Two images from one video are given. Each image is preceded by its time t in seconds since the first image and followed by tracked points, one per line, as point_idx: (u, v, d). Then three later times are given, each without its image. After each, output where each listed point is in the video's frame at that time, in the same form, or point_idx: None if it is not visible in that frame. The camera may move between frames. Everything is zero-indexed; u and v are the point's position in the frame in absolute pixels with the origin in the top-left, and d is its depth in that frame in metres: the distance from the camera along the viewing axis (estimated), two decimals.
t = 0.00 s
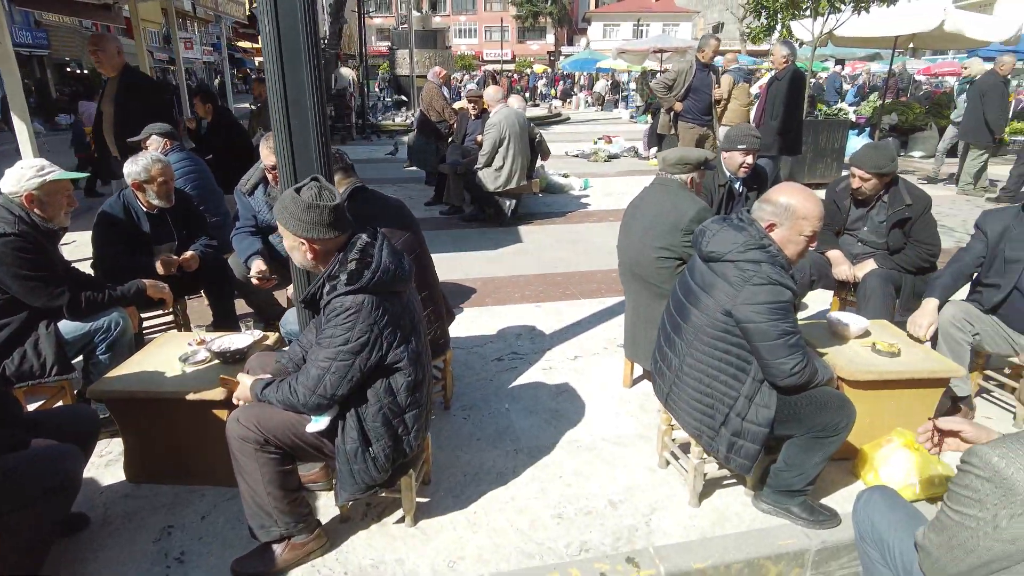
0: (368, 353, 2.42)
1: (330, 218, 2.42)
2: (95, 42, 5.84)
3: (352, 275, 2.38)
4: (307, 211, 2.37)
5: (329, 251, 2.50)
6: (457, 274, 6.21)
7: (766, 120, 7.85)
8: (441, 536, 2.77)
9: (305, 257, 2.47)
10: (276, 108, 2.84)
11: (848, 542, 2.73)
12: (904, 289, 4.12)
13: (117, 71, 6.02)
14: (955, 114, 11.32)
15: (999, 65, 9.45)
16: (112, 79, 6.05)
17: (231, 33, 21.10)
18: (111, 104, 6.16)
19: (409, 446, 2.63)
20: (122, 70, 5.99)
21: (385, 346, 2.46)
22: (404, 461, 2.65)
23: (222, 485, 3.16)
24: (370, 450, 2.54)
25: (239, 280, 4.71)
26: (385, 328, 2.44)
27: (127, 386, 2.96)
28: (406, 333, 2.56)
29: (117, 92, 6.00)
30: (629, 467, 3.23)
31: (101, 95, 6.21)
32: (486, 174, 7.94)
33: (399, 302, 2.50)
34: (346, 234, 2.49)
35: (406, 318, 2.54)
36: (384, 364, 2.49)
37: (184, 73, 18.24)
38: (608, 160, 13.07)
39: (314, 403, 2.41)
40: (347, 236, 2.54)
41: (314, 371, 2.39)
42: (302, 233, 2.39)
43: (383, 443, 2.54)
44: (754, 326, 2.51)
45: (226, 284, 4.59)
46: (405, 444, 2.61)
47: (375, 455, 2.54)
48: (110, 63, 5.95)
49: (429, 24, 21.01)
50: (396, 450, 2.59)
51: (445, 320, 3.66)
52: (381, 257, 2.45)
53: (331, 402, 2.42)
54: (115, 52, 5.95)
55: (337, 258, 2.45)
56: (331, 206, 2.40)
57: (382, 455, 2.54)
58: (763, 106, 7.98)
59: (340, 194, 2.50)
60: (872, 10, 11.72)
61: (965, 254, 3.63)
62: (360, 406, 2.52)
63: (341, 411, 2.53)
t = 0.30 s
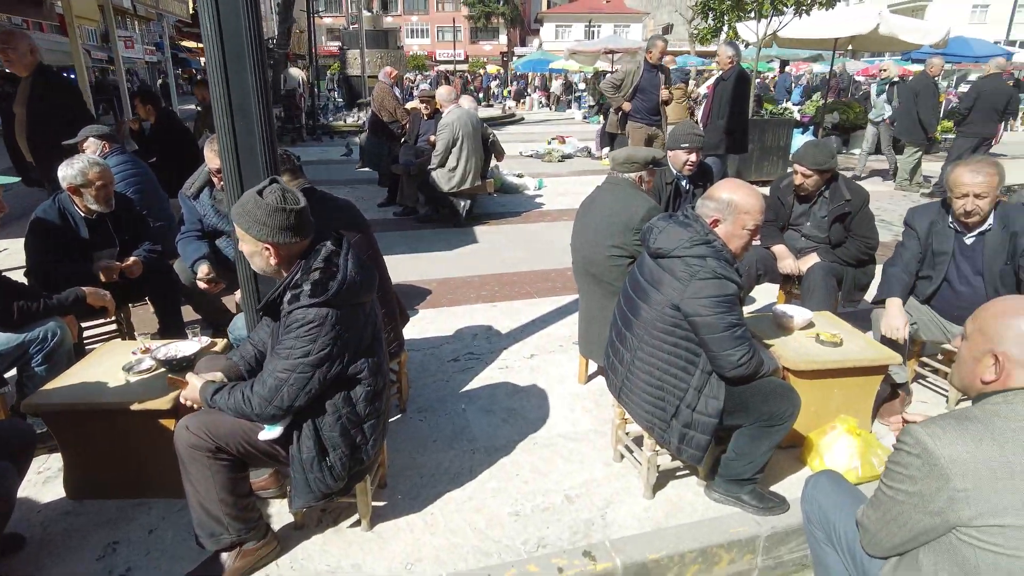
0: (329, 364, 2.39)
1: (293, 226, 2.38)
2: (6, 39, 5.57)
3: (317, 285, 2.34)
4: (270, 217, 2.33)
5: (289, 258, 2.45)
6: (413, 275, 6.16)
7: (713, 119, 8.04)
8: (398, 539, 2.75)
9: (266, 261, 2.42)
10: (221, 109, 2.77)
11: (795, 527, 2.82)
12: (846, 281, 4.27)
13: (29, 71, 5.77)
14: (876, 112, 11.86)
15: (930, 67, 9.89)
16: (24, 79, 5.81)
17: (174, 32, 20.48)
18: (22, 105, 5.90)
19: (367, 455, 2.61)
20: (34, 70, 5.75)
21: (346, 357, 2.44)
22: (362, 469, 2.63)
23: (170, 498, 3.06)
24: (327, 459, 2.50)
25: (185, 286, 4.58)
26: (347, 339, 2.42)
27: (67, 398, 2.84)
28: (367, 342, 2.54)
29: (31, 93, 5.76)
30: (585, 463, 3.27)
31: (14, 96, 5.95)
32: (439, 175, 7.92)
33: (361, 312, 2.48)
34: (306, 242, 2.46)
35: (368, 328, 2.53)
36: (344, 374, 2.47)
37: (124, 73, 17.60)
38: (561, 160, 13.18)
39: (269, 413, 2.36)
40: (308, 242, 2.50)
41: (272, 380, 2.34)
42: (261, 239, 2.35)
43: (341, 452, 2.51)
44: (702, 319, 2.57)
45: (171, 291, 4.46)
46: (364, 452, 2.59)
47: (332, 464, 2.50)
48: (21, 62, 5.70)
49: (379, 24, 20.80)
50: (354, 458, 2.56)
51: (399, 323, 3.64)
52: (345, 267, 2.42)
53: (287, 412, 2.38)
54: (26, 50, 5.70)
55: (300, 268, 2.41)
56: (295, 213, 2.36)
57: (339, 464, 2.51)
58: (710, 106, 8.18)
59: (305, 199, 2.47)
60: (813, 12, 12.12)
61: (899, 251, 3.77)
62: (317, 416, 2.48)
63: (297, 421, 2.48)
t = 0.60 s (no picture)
0: (280, 374, 2.33)
1: (240, 232, 2.31)
2: None
3: (268, 294, 2.28)
4: (216, 223, 2.26)
5: (237, 265, 2.38)
6: (361, 278, 6.07)
7: (655, 118, 8.20)
8: (352, 545, 2.70)
9: (214, 266, 2.33)
10: (156, 109, 2.66)
11: (744, 513, 2.90)
12: (785, 274, 4.42)
13: None
14: (797, 109, 12.32)
15: (859, 67, 10.35)
16: None
17: (102, 31, 19.62)
18: None
19: (319, 464, 2.55)
20: None
21: (297, 366, 2.38)
22: (313, 478, 2.57)
23: (109, 517, 2.93)
24: (277, 470, 2.44)
25: (120, 295, 4.39)
26: (299, 348, 2.37)
27: None
28: (318, 350, 2.49)
29: None
30: (538, 460, 3.28)
31: None
32: (386, 175, 7.84)
33: (313, 320, 2.43)
34: (255, 248, 2.39)
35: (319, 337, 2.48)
36: (295, 383, 2.41)
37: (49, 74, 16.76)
38: (509, 160, 13.21)
39: (217, 425, 2.29)
40: (256, 248, 2.43)
41: (218, 392, 2.27)
42: (209, 245, 2.28)
43: (291, 462, 2.45)
44: (649, 313, 2.61)
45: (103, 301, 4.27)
46: (315, 462, 2.53)
47: (282, 475, 2.43)
48: None
49: (321, 24, 20.41)
50: (305, 468, 2.51)
51: (347, 326, 3.58)
52: (296, 275, 2.37)
53: (235, 423, 2.31)
54: None
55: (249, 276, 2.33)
56: (241, 218, 2.30)
57: (290, 474, 2.45)
58: (652, 105, 8.33)
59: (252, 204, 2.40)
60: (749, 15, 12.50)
61: (834, 242, 3.92)
62: (266, 426, 2.41)
63: (244, 432, 2.41)
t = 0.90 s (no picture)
0: (211, 380, 2.25)
1: (161, 234, 2.23)
2: None
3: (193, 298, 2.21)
4: (135, 225, 2.18)
5: (159, 269, 2.30)
6: (302, 282, 5.95)
7: (594, 118, 8.31)
8: (298, 555, 2.64)
9: (137, 272, 2.26)
10: (73, 109, 2.53)
11: (687, 500, 2.98)
12: (722, 266, 4.55)
13: None
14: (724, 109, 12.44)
15: (788, 67, 10.74)
16: None
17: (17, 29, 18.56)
18: None
19: (259, 470, 2.48)
20: None
21: (230, 371, 2.31)
22: (254, 486, 2.50)
23: (33, 541, 2.78)
24: (216, 479, 2.36)
25: (41, 308, 4.17)
26: (230, 351, 2.30)
27: None
28: (250, 353, 2.43)
29: None
30: (486, 459, 3.29)
31: None
32: (324, 177, 7.72)
33: (244, 322, 2.37)
34: (178, 251, 2.32)
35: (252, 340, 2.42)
36: (228, 389, 2.34)
37: None
38: (451, 160, 13.16)
39: (147, 437, 2.20)
40: (179, 251, 2.36)
41: (147, 402, 2.18)
42: (127, 249, 2.20)
43: (230, 470, 2.38)
44: (590, 308, 2.65)
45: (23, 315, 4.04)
46: (255, 468, 2.47)
47: (221, 484, 2.36)
48: None
49: (255, 23, 19.84)
50: (245, 475, 2.43)
51: (285, 332, 3.50)
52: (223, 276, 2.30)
53: (167, 434, 2.23)
54: None
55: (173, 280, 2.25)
56: (162, 220, 2.22)
57: (229, 483, 2.38)
58: (591, 105, 8.41)
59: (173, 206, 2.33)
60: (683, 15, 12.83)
61: (767, 233, 4.05)
62: (201, 435, 2.34)
63: (178, 442, 2.32)
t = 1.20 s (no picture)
0: (106, 384, 2.13)
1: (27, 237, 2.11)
2: None
3: (68, 302, 2.05)
4: None
5: (28, 276, 2.17)
6: (230, 290, 5.75)
7: (526, 117, 8.36)
8: (231, 569, 2.56)
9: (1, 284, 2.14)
10: None
11: (624, 488, 3.04)
12: (651, 260, 4.67)
13: None
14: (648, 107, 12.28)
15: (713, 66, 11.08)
16: None
17: None
18: None
19: (184, 472, 2.38)
20: None
21: (127, 373, 2.18)
22: (182, 490, 2.40)
23: None
24: (137, 487, 2.26)
25: None
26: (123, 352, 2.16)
27: None
28: (152, 350, 2.29)
29: None
30: (424, 459, 3.27)
31: None
32: (251, 181, 7.50)
33: (137, 321, 2.23)
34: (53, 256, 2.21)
35: (149, 338, 2.28)
36: (130, 393, 2.21)
37: None
38: (385, 161, 12.99)
39: (41, 450, 2.09)
40: (52, 256, 2.23)
41: (36, 415, 2.06)
42: None
43: (150, 476, 2.27)
44: (523, 304, 2.67)
45: None
46: (179, 470, 2.36)
47: (143, 491, 2.26)
48: None
49: (174, 21, 19.01)
50: (169, 479, 2.33)
51: (212, 340, 3.37)
52: (100, 275, 2.15)
53: (64, 446, 2.11)
54: None
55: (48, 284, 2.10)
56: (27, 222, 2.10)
57: (152, 488, 2.28)
58: (523, 105, 8.47)
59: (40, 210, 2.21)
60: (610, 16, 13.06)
61: (694, 225, 4.16)
62: (108, 442, 2.21)
63: (85, 454, 2.20)
